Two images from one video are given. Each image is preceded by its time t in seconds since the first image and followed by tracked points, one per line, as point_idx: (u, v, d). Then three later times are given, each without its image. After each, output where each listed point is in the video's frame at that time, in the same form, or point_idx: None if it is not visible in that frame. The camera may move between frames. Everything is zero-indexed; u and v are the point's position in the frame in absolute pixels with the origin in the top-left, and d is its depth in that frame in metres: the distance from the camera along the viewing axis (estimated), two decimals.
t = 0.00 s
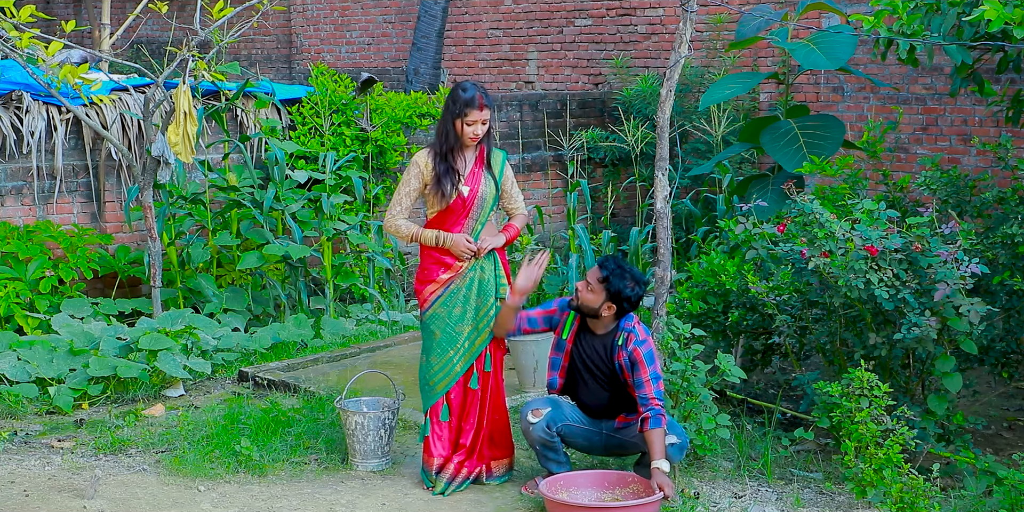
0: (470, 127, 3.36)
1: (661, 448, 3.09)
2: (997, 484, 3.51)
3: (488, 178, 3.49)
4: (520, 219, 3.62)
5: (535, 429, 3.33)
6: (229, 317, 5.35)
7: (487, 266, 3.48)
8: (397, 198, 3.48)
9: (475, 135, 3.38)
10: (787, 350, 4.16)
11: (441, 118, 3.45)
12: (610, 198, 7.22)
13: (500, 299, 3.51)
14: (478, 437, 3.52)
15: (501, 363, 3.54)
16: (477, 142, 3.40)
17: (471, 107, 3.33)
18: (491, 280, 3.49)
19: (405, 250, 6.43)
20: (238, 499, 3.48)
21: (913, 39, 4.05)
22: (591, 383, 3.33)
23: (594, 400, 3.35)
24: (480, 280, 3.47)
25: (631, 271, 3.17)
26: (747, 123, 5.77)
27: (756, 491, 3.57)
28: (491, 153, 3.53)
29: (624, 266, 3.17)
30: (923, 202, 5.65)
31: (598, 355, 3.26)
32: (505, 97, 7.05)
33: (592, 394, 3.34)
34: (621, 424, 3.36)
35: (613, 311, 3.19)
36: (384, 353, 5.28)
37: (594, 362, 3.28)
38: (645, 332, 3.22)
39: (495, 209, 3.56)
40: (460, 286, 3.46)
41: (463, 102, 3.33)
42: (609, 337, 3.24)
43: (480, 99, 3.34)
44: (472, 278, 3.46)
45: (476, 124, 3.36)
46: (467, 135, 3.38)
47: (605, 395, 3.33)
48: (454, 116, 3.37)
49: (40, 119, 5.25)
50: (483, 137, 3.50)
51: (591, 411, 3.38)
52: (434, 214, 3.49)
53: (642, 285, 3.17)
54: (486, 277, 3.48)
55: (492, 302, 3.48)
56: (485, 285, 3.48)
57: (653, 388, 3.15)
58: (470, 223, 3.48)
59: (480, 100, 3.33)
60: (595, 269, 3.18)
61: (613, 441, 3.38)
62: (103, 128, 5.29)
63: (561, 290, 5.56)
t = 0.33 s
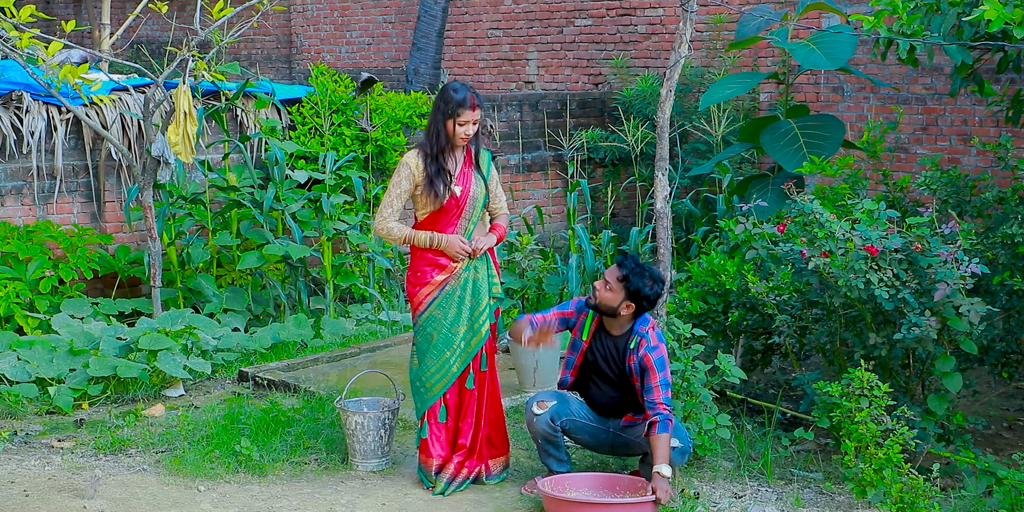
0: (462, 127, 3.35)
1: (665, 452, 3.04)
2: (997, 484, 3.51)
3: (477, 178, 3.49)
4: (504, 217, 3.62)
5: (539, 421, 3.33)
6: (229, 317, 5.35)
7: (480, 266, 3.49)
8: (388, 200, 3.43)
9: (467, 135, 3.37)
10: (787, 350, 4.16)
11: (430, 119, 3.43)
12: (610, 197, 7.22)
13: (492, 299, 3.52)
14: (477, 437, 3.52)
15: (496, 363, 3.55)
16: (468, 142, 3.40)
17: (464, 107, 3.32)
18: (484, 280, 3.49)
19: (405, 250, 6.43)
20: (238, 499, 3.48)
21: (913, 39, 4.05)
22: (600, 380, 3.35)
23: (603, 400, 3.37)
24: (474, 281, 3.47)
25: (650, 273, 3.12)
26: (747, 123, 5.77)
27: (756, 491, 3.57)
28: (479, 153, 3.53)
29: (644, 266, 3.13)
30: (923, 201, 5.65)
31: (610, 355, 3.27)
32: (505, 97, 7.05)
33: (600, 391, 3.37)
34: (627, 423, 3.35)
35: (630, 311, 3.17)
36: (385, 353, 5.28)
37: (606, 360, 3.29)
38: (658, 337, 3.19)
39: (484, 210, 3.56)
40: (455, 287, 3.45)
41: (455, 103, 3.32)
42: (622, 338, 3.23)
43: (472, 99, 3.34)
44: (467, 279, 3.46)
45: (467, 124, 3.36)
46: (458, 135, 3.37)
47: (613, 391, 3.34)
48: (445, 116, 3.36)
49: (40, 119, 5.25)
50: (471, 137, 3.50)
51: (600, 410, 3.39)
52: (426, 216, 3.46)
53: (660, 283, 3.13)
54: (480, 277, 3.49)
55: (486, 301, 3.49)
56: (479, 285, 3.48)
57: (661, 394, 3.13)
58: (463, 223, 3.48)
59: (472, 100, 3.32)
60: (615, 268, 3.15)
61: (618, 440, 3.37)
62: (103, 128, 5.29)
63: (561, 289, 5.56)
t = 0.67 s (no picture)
0: (457, 127, 3.35)
1: (662, 452, 3.05)
2: (997, 484, 3.51)
3: (472, 178, 3.49)
4: (496, 215, 3.65)
5: (531, 429, 3.36)
6: (229, 317, 5.35)
7: (478, 266, 3.51)
8: (385, 202, 3.42)
9: (462, 135, 3.37)
10: (787, 350, 4.17)
11: (423, 119, 3.42)
12: (610, 198, 7.22)
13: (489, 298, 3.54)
14: (477, 437, 3.51)
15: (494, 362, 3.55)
16: (463, 142, 3.40)
17: (458, 107, 3.32)
18: (481, 279, 3.51)
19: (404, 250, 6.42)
20: (238, 499, 3.48)
21: (913, 40, 4.05)
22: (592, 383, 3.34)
23: (595, 403, 3.36)
24: (472, 280, 3.48)
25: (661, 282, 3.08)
26: (747, 123, 5.77)
27: (756, 491, 3.57)
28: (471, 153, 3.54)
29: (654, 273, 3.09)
30: (923, 202, 5.65)
31: (606, 359, 3.25)
32: (505, 96, 7.04)
33: (592, 393, 3.36)
34: (620, 426, 3.35)
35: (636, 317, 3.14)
36: (385, 353, 5.28)
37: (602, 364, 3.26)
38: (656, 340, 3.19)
39: (478, 209, 3.57)
40: (453, 287, 3.45)
41: (450, 103, 3.32)
42: (621, 343, 3.20)
43: (465, 99, 3.34)
44: (465, 279, 3.47)
45: (462, 124, 3.36)
46: (453, 136, 3.37)
47: (606, 394, 3.32)
48: (440, 117, 3.35)
49: (40, 119, 5.25)
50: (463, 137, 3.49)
51: (591, 413, 3.39)
52: (423, 217, 3.46)
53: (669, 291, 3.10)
54: (478, 276, 3.50)
55: (484, 301, 3.50)
56: (476, 284, 3.50)
57: (660, 397, 3.15)
58: (459, 223, 3.48)
59: (467, 100, 3.32)
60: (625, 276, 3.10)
61: (611, 441, 3.38)
62: (103, 129, 5.29)
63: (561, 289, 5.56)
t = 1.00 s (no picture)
0: (454, 128, 3.35)
1: (655, 447, 3.09)
2: (997, 484, 3.51)
3: (470, 179, 3.50)
4: (493, 216, 3.66)
5: (525, 437, 3.34)
6: (229, 317, 5.35)
7: (476, 266, 3.50)
8: (382, 203, 3.42)
9: (459, 136, 3.38)
10: (787, 350, 4.16)
11: (420, 120, 3.42)
12: (610, 198, 7.22)
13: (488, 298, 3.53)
14: (476, 437, 3.51)
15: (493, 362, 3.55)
16: (460, 142, 3.40)
17: (457, 107, 3.32)
18: (480, 279, 3.50)
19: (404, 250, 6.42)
20: (238, 499, 3.48)
21: (913, 40, 4.05)
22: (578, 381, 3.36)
23: (583, 400, 3.39)
24: (470, 280, 3.48)
25: (626, 287, 3.02)
26: (747, 123, 5.77)
27: (756, 491, 3.57)
28: (468, 153, 3.53)
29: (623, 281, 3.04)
30: (923, 201, 5.65)
31: (591, 358, 3.27)
32: (505, 97, 7.04)
33: (578, 391, 3.38)
34: (608, 422, 3.36)
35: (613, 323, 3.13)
36: (385, 353, 5.28)
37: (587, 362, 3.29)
38: (637, 336, 3.21)
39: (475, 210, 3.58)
40: (451, 288, 3.45)
41: (448, 103, 3.32)
42: (602, 344, 3.21)
43: (464, 99, 3.34)
44: (463, 279, 3.46)
45: (459, 124, 3.36)
46: (451, 136, 3.37)
47: (593, 392, 3.35)
48: (438, 117, 3.35)
49: (40, 119, 5.24)
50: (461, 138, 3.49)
51: (578, 409, 3.42)
52: (421, 218, 3.45)
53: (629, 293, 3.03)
54: (476, 276, 3.49)
55: (482, 301, 3.50)
56: (474, 284, 3.49)
57: (648, 392, 3.16)
58: (457, 223, 3.48)
59: (465, 100, 3.33)
60: (591, 299, 3.03)
61: (600, 437, 3.40)
62: (103, 128, 5.29)
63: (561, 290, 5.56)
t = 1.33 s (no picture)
0: (452, 126, 3.35)
1: (646, 423, 3.21)
2: (997, 484, 3.51)
3: (468, 179, 3.49)
4: (494, 216, 3.66)
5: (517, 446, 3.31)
6: (229, 317, 5.35)
7: (474, 266, 3.49)
8: (381, 203, 3.43)
9: (458, 135, 3.37)
10: (787, 350, 4.16)
11: (419, 119, 3.42)
12: (610, 197, 7.22)
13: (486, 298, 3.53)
14: (476, 437, 3.51)
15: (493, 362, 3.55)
16: (459, 142, 3.39)
17: (455, 105, 3.32)
18: (478, 279, 3.50)
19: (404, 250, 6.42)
20: (238, 499, 3.48)
21: (913, 40, 4.05)
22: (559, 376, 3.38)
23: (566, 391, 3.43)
24: (468, 280, 3.48)
25: (591, 284, 3.04)
26: (747, 123, 5.77)
27: (756, 491, 3.57)
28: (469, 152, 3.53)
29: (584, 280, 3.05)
30: (923, 201, 5.65)
31: (568, 352, 3.29)
32: (505, 97, 7.04)
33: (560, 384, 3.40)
34: (594, 404, 3.44)
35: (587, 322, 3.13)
36: (385, 353, 5.28)
37: (564, 356, 3.30)
38: (605, 314, 3.25)
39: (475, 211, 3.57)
40: (449, 287, 3.45)
41: (446, 102, 3.32)
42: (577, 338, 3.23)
43: (462, 97, 3.34)
44: (461, 279, 3.46)
45: (458, 122, 3.36)
46: (449, 135, 3.36)
47: (575, 382, 3.39)
48: (436, 116, 3.35)
49: (40, 119, 5.24)
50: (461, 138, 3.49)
51: (561, 400, 3.45)
52: (419, 218, 3.46)
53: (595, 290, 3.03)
54: (474, 276, 3.49)
55: (481, 301, 3.50)
56: (472, 284, 3.49)
57: (630, 367, 3.24)
58: (455, 223, 3.47)
59: (463, 98, 3.33)
60: (564, 308, 3.01)
61: (588, 420, 3.47)
62: (103, 128, 5.28)
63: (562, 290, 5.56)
